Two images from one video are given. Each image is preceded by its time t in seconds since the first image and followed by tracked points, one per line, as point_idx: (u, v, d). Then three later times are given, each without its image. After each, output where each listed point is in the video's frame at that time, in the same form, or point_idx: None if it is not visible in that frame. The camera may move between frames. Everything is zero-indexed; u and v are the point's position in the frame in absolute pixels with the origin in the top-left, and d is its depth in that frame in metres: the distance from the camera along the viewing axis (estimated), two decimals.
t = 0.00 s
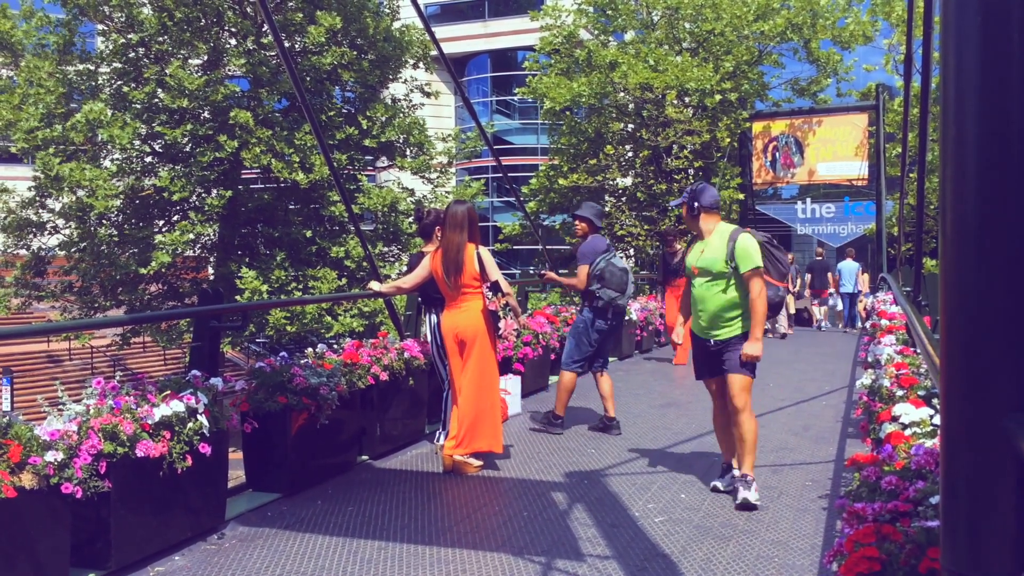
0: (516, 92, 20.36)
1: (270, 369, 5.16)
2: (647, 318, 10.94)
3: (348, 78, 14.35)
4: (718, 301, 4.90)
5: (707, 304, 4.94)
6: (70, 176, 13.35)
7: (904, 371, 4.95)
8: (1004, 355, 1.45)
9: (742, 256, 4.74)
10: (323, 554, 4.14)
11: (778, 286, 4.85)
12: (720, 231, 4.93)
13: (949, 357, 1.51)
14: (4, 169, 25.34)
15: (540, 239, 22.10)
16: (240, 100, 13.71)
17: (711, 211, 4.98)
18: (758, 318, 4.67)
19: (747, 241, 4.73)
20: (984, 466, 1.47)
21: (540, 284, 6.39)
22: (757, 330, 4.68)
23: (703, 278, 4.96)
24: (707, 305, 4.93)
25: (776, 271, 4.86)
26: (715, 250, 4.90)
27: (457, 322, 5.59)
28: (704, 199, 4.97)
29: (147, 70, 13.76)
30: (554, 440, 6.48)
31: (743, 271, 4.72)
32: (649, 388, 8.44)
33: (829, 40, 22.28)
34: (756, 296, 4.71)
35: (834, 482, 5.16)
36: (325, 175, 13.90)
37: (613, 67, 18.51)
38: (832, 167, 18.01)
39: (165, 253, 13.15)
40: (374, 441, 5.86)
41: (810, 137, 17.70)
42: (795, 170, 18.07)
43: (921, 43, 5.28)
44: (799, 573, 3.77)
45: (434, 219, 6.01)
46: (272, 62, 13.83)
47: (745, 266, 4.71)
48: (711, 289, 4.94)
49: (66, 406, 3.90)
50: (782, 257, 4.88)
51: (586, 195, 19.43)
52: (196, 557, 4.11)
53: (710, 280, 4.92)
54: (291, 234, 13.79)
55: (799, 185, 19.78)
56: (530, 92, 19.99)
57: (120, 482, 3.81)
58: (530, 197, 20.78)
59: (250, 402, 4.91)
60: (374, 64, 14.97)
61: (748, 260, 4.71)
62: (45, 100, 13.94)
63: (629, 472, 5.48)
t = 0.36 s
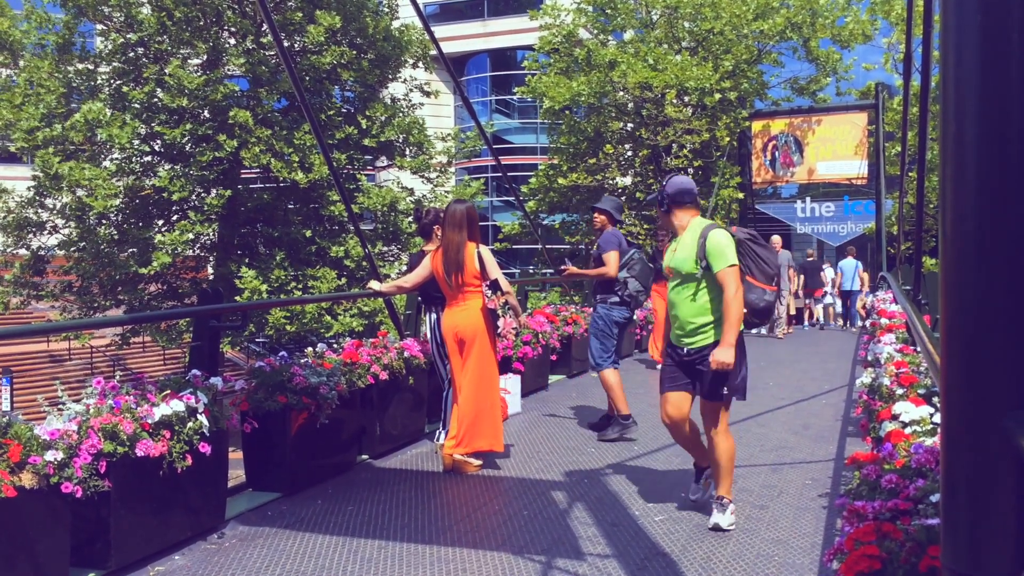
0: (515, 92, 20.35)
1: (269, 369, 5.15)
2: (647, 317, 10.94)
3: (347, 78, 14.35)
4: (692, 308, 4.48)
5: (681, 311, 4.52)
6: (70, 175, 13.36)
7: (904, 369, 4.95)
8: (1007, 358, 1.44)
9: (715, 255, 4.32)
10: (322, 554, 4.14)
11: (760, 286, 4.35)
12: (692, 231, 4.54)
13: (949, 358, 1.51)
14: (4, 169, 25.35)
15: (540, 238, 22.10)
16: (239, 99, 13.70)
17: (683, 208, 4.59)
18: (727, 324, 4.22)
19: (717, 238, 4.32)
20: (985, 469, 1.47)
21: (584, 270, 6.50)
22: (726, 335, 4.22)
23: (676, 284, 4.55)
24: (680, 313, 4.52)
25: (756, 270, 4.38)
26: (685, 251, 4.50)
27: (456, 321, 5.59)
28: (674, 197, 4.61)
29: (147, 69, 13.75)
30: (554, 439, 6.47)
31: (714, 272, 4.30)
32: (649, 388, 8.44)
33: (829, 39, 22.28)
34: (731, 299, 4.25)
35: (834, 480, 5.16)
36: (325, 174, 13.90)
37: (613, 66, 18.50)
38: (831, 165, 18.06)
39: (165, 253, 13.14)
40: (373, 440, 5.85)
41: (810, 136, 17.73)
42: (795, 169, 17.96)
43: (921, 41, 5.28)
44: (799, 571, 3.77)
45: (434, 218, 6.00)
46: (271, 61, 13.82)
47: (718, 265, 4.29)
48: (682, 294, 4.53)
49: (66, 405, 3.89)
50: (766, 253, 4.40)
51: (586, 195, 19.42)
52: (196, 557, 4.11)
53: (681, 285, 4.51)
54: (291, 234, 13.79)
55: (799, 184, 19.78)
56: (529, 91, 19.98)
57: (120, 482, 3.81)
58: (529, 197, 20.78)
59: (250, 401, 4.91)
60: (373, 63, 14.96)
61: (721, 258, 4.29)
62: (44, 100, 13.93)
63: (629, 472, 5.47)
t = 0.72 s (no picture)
0: (518, 90, 20.34)
1: (273, 366, 5.16)
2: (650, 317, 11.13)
3: (350, 76, 14.35)
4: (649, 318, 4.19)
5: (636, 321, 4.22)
6: (73, 173, 13.38)
7: (907, 366, 4.95)
8: (1010, 357, 1.44)
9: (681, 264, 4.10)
10: (326, 551, 4.14)
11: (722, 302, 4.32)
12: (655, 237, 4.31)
13: (951, 358, 1.51)
14: (7, 168, 25.38)
15: (543, 236, 22.10)
16: (242, 98, 13.69)
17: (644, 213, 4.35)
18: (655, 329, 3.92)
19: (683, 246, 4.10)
20: (987, 466, 1.47)
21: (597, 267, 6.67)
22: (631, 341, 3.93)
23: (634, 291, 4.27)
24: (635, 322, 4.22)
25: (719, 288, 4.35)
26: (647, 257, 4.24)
27: (458, 318, 5.59)
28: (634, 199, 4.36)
29: (149, 68, 13.74)
30: (557, 437, 6.48)
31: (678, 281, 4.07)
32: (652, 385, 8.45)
33: (832, 37, 22.24)
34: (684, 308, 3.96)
35: (837, 478, 5.16)
36: (328, 173, 13.91)
37: (616, 64, 18.47)
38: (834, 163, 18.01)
39: (169, 251, 13.15)
40: (376, 437, 5.86)
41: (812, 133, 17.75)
42: (797, 167, 18.15)
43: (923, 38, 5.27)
44: (803, 568, 3.77)
45: (437, 216, 6.00)
46: (273, 59, 13.80)
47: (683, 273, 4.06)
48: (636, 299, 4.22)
49: (70, 403, 3.89)
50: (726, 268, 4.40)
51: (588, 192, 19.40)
52: (201, 554, 4.12)
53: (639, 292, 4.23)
54: (294, 232, 13.80)
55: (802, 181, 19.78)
56: (532, 89, 19.96)
57: (124, 479, 3.82)
58: (532, 195, 20.77)
59: (253, 399, 4.92)
60: (375, 61, 14.95)
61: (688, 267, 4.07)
62: (48, 99, 13.95)
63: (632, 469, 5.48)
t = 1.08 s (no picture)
0: (524, 87, 20.33)
1: (280, 363, 5.18)
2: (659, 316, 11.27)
3: (356, 74, 14.36)
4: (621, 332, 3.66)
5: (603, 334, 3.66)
6: (81, 170, 13.43)
7: (914, 365, 4.94)
8: (1016, 357, 1.44)
9: (663, 274, 3.61)
10: (332, 547, 4.15)
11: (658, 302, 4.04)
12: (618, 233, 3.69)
13: (958, 356, 1.51)
14: (15, 165, 25.49)
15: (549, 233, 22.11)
16: (249, 95, 13.70)
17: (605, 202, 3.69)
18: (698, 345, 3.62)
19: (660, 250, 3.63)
20: (992, 464, 1.47)
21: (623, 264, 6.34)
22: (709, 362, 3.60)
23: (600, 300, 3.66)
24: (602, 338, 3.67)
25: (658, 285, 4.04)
26: (615, 259, 3.65)
27: (465, 316, 5.62)
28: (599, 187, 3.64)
29: (157, 65, 13.75)
30: (564, 434, 6.48)
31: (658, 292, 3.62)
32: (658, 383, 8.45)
33: (839, 34, 22.18)
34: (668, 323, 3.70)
35: (844, 476, 5.15)
36: (334, 170, 13.91)
37: (622, 61, 18.44)
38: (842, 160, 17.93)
39: (175, 248, 13.19)
40: (382, 434, 5.87)
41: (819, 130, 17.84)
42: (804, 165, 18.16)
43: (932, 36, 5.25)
44: (809, 566, 3.77)
45: (442, 214, 6.02)
46: (280, 56, 13.81)
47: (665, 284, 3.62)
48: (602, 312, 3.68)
49: (78, 398, 3.91)
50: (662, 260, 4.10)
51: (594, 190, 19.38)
52: (208, 549, 4.13)
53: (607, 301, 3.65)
54: (300, 229, 13.83)
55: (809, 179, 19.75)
56: (538, 87, 19.94)
57: (132, 474, 3.84)
58: (538, 192, 20.76)
59: (260, 395, 4.94)
60: (382, 58, 14.94)
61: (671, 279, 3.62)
62: (55, 96, 14.01)
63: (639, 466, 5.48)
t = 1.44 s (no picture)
0: (529, 87, 20.33)
1: (285, 364, 5.19)
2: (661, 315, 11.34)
3: (361, 74, 14.37)
4: (559, 338, 3.12)
5: (539, 338, 3.12)
6: (87, 172, 13.46)
7: (921, 365, 4.92)
8: (1018, 358, 1.44)
9: (609, 266, 3.15)
10: (337, 548, 4.16)
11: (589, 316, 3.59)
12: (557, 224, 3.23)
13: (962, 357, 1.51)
14: (21, 167, 25.55)
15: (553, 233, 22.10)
16: (254, 96, 13.72)
17: (543, 187, 3.24)
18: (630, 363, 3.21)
19: (606, 240, 3.17)
20: (993, 465, 1.47)
21: (638, 269, 5.94)
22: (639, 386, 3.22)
23: (536, 298, 3.13)
24: (538, 343, 3.12)
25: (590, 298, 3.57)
26: (557, 250, 3.14)
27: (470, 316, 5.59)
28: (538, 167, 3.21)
29: (162, 66, 13.77)
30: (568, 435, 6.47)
31: (602, 287, 3.13)
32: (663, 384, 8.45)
33: (844, 33, 22.13)
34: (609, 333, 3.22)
35: (850, 476, 5.14)
36: (339, 171, 13.90)
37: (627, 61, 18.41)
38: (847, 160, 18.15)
39: (180, 249, 13.22)
40: (387, 435, 5.86)
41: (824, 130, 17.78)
42: (809, 164, 18.24)
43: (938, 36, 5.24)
44: (815, 567, 3.76)
45: (448, 214, 6.01)
46: (285, 58, 13.83)
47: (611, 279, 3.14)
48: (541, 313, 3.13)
49: (84, 401, 3.92)
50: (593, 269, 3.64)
51: (599, 190, 19.37)
52: (213, 550, 4.13)
53: (544, 300, 3.12)
54: (306, 230, 13.85)
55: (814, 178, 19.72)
56: (543, 87, 19.93)
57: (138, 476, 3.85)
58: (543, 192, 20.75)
59: (266, 397, 4.95)
60: (386, 59, 14.94)
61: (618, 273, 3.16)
62: (61, 98, 14.05)
63: (644, 467, 5.47)
